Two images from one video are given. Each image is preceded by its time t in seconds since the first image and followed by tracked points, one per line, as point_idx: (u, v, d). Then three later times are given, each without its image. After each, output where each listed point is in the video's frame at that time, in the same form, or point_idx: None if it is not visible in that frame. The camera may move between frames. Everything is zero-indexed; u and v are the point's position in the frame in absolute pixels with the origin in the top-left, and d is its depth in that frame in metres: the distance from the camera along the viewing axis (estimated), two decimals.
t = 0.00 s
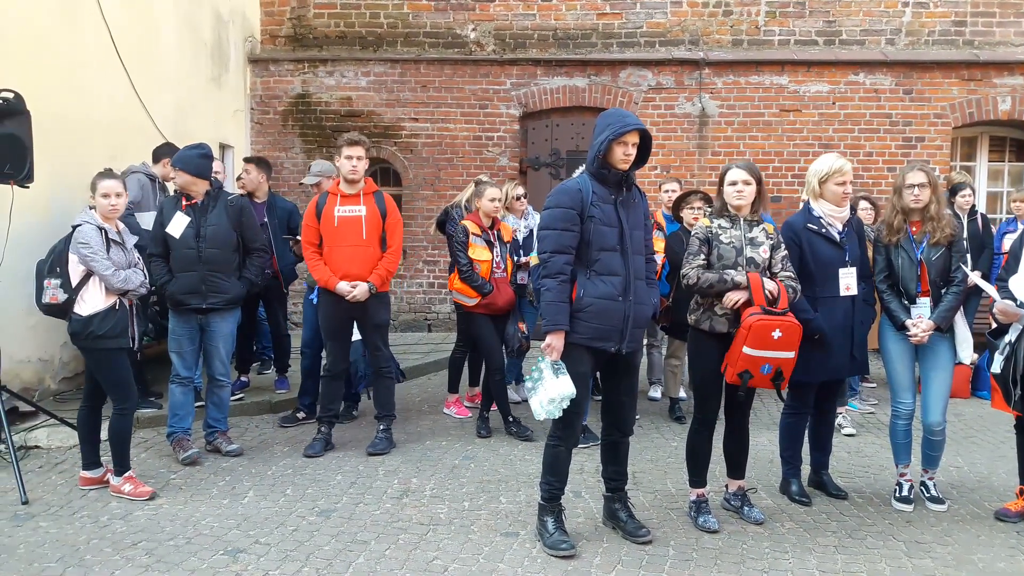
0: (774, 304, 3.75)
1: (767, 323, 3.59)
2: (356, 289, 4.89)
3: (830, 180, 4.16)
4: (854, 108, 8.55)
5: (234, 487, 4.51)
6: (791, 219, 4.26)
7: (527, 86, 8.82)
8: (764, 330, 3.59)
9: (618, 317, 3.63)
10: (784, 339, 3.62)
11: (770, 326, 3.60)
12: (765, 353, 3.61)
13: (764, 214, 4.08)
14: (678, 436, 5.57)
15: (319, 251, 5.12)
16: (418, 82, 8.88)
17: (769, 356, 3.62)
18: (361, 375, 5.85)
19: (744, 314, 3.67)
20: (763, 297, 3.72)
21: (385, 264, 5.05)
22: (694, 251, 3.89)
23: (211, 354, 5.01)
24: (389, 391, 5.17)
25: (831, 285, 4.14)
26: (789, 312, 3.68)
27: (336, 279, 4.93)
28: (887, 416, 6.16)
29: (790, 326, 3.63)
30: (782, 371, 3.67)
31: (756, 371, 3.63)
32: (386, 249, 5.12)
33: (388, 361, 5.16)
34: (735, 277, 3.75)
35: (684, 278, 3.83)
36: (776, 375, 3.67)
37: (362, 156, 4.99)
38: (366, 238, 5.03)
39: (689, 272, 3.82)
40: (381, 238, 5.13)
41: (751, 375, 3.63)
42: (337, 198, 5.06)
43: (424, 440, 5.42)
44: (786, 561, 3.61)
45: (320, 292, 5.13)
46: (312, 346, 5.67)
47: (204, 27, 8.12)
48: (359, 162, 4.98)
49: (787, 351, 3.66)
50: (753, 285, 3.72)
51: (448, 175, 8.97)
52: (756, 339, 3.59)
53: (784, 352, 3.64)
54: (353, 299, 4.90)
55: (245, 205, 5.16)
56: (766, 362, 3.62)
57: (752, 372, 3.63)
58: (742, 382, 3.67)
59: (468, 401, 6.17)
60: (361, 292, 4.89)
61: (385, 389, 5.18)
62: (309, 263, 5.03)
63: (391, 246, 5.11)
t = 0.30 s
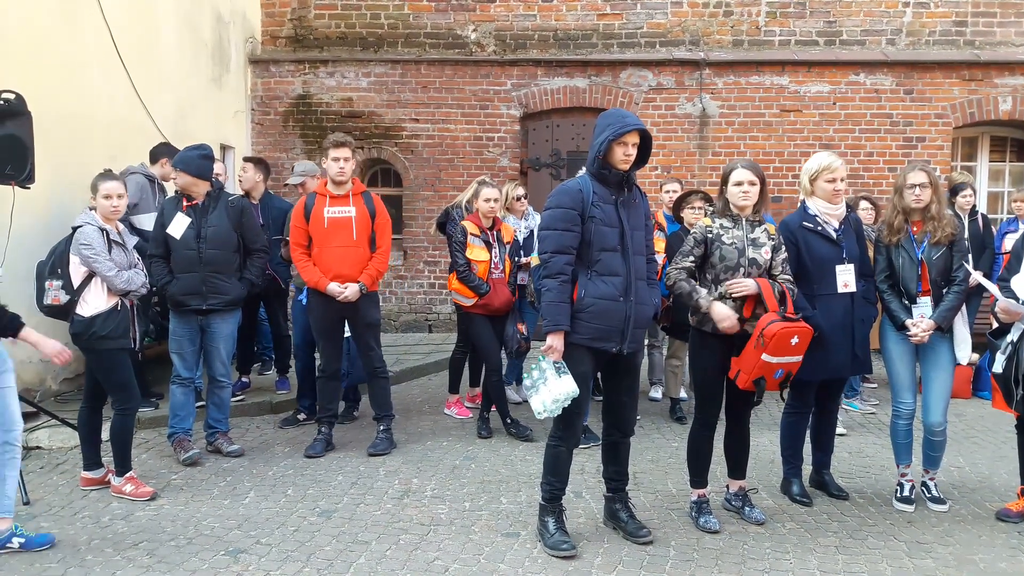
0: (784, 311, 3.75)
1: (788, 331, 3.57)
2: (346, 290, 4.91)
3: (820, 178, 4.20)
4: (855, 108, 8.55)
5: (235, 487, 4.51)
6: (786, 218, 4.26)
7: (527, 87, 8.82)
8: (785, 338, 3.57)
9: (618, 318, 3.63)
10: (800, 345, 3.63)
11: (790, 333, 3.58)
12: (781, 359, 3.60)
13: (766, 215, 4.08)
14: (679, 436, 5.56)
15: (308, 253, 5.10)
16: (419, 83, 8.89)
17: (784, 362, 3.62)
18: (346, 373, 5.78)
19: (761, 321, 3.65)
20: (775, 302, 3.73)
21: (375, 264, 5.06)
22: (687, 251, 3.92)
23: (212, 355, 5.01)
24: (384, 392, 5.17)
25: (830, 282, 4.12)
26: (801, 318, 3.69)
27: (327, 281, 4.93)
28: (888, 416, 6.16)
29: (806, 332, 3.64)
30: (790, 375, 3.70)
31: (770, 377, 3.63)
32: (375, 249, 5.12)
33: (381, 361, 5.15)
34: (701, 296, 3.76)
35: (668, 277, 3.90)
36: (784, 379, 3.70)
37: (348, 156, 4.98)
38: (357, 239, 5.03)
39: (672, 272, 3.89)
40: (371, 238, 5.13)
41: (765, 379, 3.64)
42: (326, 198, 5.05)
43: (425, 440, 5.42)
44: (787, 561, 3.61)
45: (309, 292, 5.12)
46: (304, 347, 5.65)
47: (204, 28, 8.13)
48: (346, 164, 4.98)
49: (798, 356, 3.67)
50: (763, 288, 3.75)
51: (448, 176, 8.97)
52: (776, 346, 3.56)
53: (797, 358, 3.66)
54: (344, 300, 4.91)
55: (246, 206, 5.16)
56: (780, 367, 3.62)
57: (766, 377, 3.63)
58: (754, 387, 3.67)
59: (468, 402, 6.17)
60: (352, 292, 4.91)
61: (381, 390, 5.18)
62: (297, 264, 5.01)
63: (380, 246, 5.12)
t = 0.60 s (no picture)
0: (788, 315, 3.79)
1: (799, 337, 3.63)
2: (342, 290, 4.91)
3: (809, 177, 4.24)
4: (856, 108, 8.55)
5: (235, 487, 4.51)
6: (782, 218, 4.29)
7: (528, 88, 8.82)
8: (797, 344, 3.63)
9: (619, 317, 3.63)
10: (808, 349, 3.71)
11: (800, 339, 3.65)
12: (793, 364, 3.66)
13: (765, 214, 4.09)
14: (679, 436, 5.56)
15: (299, 254, 5.07)
16: (419, 83, 8.89)
17: (794, 367, 3.69)
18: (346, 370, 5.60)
19: (772, 329, 3.67)
20: (781, 309, 3.76)
21: (367, 263, 5.09)
22: (678, 245, 3.98)
23: (212, 355, 5.01)
24: (381, 392, 5.16)
25: (823, 280, 4.13)
26: (806, 321, 3.75)
27: (321, 282, 4.91)
28: (889, 416, 6.15)
29: (814, 336, 3.72)
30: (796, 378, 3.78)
31: (781, 382, 3.69)
32: (366, 249, 5.15)
33: (376, 362, 5.13)
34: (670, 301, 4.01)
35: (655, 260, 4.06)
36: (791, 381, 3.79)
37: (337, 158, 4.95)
38: (350, 240, 5.05)
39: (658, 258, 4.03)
40: (362, 238, 5.16)
41: (776, 385, 3.70)
42: (318, 199, 5.02)
43: (425, 440, 5.42)
44: (787, 561, 3.61)
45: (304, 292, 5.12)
46: (301, 349, 5.64)
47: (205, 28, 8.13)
48: (335, 167, 4.95)
49: (805, 359, 3.75)
50: (768, 295, 3.76)
51: (449, 176, 8.98)
52: (789, 352, 3.62)
53: (804, 361, 3.74)
54: (340, 299, 4.91)
55: (246, 206, 5.16)
56: (791, 372, 3.69)
57: (778, 382, 3.69)
58: (765, 393, 3.72)
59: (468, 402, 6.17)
60: (347, 292, 4.92)
61: (377, 390, 5.16)
62: (289, 265, 4.98)
63: (371, 245, 5.16)
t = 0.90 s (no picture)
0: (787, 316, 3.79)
1: (797, 337, 3.63)
2: (339, 289, 4.92)
3: (803, 179, 4.24)
4: (856, 108, 8.55)
5: (236, 488, 4.51)
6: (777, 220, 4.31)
7: (528, 88, 8.83)
8: (795, 345, 3.63)
9: (619, 317, 3.63)
10: (806, 350, 3.71)
11: (798, 339, 3.65)
12: (790, 365, 3.66)
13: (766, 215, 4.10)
14: (680, 436, 5.56)
15: (293, 255, 5.06)
16: (419, 84, 8.90)
17: (792, 367, 3.69)
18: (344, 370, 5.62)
19: (770, 329, 3.67)
20: (780, 309, 3.75)
21: (362, 263, 5.13)
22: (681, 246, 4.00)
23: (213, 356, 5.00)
24: (378, 392, 5.13)
25: (814, 283, 4.14)
26: (805, 322, 3.75)
27: (319, 282, 4.91)
28: (889, 416, 6.15)
29: (812, 337, 3.72)
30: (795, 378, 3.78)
31: (780, 383, 3.69)
32: (360, 249, 5.19)
33: (373, 360, 5.08)
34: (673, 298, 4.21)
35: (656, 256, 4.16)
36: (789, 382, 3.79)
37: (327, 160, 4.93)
38: (345, 241, 5.08)
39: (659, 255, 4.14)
40: (356, 238, 5.19)
41: (775, 386, 3.70)
42: (311, 201, 5.04)
43: (426, 441, 5.42)
44: (787, 560, 3.61)
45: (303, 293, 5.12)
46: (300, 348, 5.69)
47: (205, 29, 8.14)
48: (328, 168, 4.96)
49: (803, 360, 3.75)
50: (767, 296, 3.76)
51: (449, 177, 8.98)
52: (786, 353, 3.62)
53: (802, 362, 3.73)
54: (338, 299, 4.92)
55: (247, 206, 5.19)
56: (789, 373, 3.69)
57: (777, 383, 3.69)
58: (763, 394, 3.73)
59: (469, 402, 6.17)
60: (345, 291, 4.93)
61: (375, 390, 5.13)
62: (285, 267, 4.96)
63: (366, 245, 5.20)
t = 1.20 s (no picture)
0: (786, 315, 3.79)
1: (795, 337, 3.63)
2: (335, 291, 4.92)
3: (801, 178, 4.22)
4: (856, 108, 8.55)
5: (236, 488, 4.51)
6: (774, 219, 4.32)
7: (528, 88, 8.83)
8: (793, 345, 3.62)
9: (619, 318, 3.63)
10: (805, 350, 3.70)
11: (796, 339, 3.64)
12: (790, 365, 3.66)
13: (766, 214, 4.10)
14: (680, 437, 5.56)
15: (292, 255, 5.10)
16: (419, 85, 8.90)
17: (792, 367, 3.69)
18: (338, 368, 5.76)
19: (767, 329, 3.67)
20: (779, 309, 3.75)
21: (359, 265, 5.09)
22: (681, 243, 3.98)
23: (214, 357, 5.02)
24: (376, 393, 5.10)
25: (809, 282, 4.15)
26: (804, 322, 3.74)
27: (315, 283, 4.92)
28: (889, 416, 6.15)
29: (811, 336, 3.72)
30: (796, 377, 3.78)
31: (779, 383, 3.69)
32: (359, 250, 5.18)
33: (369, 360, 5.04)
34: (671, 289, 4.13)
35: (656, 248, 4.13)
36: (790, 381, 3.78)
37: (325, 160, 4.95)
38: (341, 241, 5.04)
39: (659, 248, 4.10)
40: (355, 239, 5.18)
41: (775, 385, 3.70)
42: (307, 201, 5.03)
43: (426, 441, 5.42)
44: (787, 561, 3.61)
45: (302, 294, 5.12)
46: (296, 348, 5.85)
47: (205, 30, 8.14)
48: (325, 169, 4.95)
49: (803, 360, 3.74)
50: (765, 297, 3.75)
51: (449, 177, 8.99)
52: (785, 353, 3.61)
53: (802, 362, 3.73)
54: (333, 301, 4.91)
55: (247, 207, 5.19)
56: (788, 373, 3.69)
57: (776, 383, 3.69)
58: (764, 394, 3.73)
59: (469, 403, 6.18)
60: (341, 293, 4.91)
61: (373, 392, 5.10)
62: (282, 267, 4.99)
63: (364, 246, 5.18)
